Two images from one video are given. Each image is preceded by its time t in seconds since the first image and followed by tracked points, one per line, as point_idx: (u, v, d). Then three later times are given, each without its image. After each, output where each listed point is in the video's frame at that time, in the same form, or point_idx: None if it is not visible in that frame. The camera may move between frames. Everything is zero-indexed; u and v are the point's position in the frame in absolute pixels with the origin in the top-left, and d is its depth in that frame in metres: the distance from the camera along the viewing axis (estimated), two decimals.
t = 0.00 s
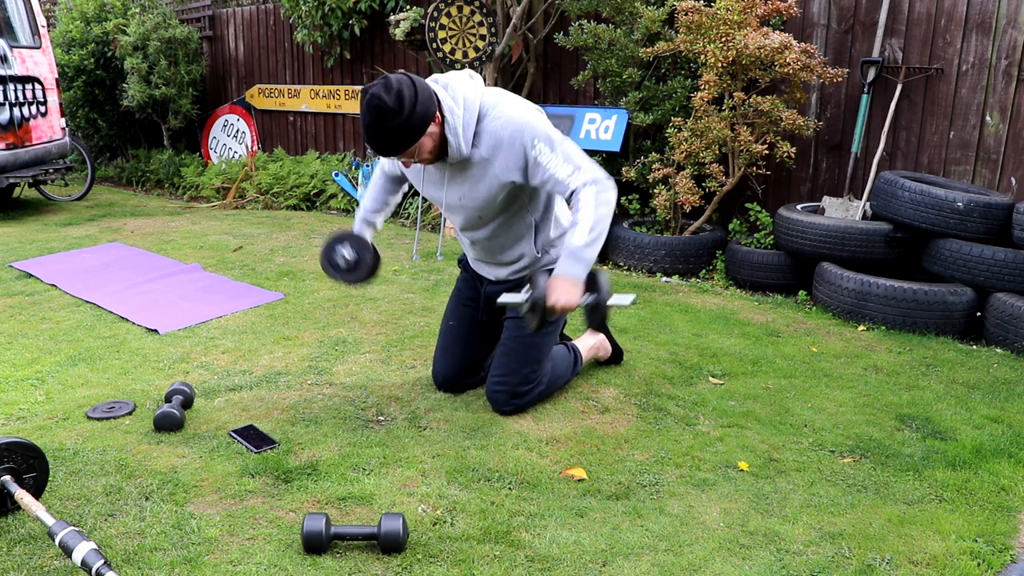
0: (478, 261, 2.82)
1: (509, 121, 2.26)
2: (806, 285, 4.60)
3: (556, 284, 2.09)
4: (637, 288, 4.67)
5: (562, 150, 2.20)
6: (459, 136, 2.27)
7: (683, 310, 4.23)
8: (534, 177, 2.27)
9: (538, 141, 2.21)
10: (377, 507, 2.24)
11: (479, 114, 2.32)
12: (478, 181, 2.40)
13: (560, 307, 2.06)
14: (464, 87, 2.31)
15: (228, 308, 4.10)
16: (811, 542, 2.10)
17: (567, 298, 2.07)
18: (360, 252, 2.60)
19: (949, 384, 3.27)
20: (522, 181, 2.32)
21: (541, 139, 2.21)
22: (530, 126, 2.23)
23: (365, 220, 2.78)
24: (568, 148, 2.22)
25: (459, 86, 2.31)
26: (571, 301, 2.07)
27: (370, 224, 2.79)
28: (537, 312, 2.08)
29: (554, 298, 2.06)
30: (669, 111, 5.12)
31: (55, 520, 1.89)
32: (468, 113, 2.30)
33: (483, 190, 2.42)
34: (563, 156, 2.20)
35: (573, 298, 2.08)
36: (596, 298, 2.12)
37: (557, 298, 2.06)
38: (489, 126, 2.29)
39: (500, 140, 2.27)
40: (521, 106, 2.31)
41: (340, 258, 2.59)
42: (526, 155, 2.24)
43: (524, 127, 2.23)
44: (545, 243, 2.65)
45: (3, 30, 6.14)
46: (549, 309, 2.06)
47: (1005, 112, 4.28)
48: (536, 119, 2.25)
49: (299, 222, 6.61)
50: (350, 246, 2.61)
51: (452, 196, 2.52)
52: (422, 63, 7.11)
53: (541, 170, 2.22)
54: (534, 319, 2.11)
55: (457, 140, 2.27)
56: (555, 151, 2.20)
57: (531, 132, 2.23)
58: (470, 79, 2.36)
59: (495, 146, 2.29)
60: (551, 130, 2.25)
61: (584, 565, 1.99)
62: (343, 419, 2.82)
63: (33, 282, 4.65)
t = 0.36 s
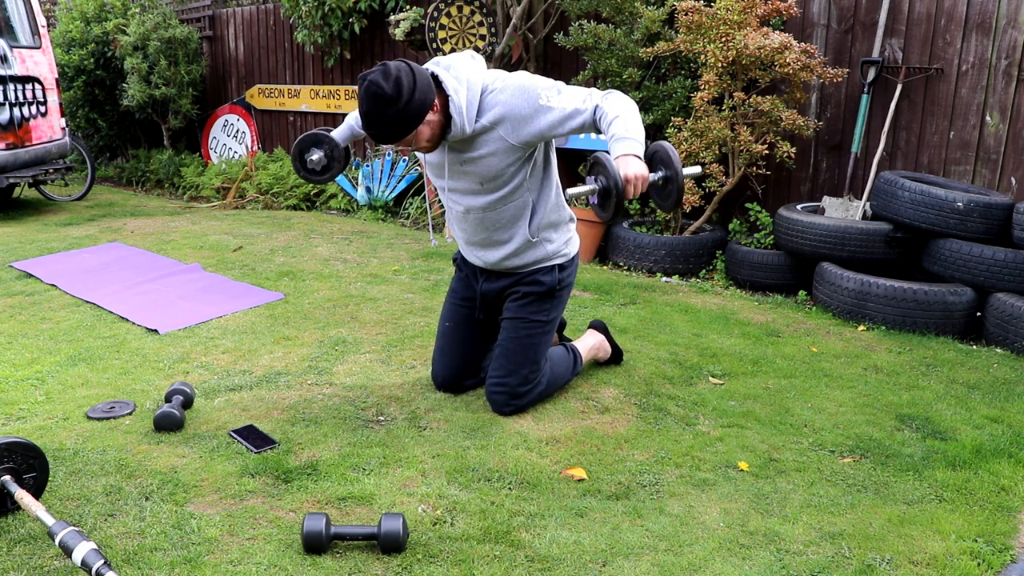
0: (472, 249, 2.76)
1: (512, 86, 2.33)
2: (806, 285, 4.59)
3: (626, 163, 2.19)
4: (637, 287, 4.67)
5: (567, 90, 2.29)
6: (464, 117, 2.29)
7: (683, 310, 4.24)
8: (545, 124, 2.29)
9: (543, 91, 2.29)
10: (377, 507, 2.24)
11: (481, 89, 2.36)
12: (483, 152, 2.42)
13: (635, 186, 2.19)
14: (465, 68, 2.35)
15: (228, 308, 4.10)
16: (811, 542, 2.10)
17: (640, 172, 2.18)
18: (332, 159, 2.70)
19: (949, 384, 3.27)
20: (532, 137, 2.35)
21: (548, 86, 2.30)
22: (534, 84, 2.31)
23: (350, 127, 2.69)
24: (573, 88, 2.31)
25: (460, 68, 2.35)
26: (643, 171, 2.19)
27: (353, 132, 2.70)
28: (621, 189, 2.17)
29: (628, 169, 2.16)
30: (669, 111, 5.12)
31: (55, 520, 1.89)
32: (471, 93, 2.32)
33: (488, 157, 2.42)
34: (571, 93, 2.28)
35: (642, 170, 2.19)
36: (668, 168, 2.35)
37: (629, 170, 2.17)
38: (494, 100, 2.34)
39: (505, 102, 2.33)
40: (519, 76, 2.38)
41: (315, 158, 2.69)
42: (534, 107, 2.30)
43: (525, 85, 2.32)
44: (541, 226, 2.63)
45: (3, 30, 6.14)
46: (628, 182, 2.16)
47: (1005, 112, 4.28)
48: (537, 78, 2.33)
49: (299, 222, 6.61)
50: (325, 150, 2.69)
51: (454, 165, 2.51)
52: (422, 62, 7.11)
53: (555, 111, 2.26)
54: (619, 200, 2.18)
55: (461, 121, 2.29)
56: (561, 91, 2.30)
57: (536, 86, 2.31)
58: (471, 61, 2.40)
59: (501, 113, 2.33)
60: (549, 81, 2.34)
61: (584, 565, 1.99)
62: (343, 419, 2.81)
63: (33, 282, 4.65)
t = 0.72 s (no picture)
0: (481, 263, 2.80)
1: (512, 117, 2.28)
2: (806, 285, 4.59)
3: (562, 290, 2.04)
4: (637, 288, 4.67)
5: (562, 149, 2.21)
6: (464, 134, 2.27)
7: (683, 310, 4.24)
8: (532, 174, 2.28)
9: (538, 140, 2.23)
10: (377, 507, 2.24)
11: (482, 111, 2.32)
12: (484, 179, 2.41)
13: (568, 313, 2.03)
14: (469, 84, 2.32)
15: (228, 308, 4.10)
16: (811, 542, 2.10)
17: (575, 303, 2.02)
18: (352, 257, 2.64)
19: (949, 384, 3.27)
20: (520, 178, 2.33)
21: (542, 138, 2.23)
22: (534, 124, 2.25)
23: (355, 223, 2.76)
24: (573, 150, 2.23)
25: (463, 84, 2.31)
26: (579, 305, 2.02)
27: (360, 228, 2.77)
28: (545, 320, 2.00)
29: (560, 303, 2.01)
30: (669, 111, 5.12)
31: (55, 520, 1.89)
32: (472, 111, 2.30)
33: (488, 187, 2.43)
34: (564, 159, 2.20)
35: (581, 302, 2.03)
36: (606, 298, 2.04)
37: (564, 303, 2.01)
38: (494, 124, 2.30)
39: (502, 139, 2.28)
40: (525, 105, 2.31)
41: (332, 262, 2.63)
42: (526, 151, 2.25)
43: (527, 125, 2.25)
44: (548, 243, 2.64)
45: (3, 30, 6.14)
46: (556, 314, 2.00)
47: (1005, 112, 4.28)
48: (539, 121, 2.26)
49: (299, 222, 6.61)
50: (342, 251, 2.64)
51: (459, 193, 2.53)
52: (422, 63, 7.11)
53: (542, 168, 2.22)
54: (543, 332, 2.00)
55: (461, 139, 2.27)
56: (557, 149, 2.21)
57: (534, 131, 2.24)
58: (474, 78, 2.37)
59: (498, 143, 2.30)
60: (553, 128, 2.26)
61: (584, 565, 1.99)
62: (343, 419, 2.82)
63: (33, 282, 4.65)
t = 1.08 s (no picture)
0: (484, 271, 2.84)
1: (501, 149, 2.28)
2: (806, 285, 4.60)
3: (470, 349, 2.36)
4: (637, 288, 4.67)
5: (530, 202, 2.26)
6: (457, 157, 2.27)
7: (683, 310, 4.24)
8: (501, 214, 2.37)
9: (512, 183, 2.26)
10: (377, 507, 2.25)
11: (476, 135, 2.32)
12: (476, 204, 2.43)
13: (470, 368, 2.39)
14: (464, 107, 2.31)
15: (228, 308, 4.10)
16: (811, 542, 2.10)
17: (478, 364, 2.36)
18: (406, 330, 2.56)
19: (949, 384, 3.27)
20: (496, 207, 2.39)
21: (517, 185, 2.26)
22: (516, 163, 2.26)
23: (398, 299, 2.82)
24: (538, 207, 2.27)
25: (458, 107, 2.32)
26: (480, 369, 2.37)
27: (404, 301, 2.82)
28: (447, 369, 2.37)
29: (464, 361, 2.35)
30: (669, 111, 5.12)
31: (55, 520, 1.89)
32: (466, 134, 2.30)
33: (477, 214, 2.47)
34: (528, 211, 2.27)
35: (482, 366, 2.37)
36: (505, 367, 2.35)
37: (468, 362, 2.36)
38: (484, 149, 2.30)
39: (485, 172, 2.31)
40: (517, 135, 2.31)
41: (388, 342, 2.57)
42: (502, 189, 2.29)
43: (512, 161, 2.26)
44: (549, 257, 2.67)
45: (3, 30, 6.14)
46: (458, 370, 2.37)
47: (1005, 112, 4.28)
48: (524, 161, 2.26)
49: (299, 222, 6.61)
50: (396, 327, 2.57)
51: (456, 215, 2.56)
52: (422, 63, 7.11)
53: (506, 213, 2.30)
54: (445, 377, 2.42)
55: (454, 162, 2.27)
56: (526, 200, 2.26)
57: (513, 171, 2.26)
58: (469, 101, 2.37)
59: (486, 170, 2.31)
60: (535, 172, 2.27)
61: (584, 565, 1.99)
62: (343, 419, 2.82)
63: (33, 282, 4.65)
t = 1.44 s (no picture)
0: (481, 266, 2.83)
1: (500, 136, 2.26)
2: (806, 285, 4.60)
3: (499, 325, 2.27)
4: (637, 288, 4.67)
5: (540, 184, 2.23)
6: (454, 149, 2.28)
7: (683, 310, 4.23)
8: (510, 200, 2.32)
9: (519, 167, 2.23)
10: (377, 507, 2.24)
11: (474, 126, 2.31)
12: (473, 194, 2.41)
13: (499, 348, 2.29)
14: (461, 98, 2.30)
15: (228, 308, 4.10)
16: (811, 542, 2.10)
17: (507, 343, 2.27)
18: (388, 300, 2.50)
19: (949, 384, 3.27)
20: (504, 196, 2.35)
21: (523, 168, 2.22)
22: (518, 147, 2.23)
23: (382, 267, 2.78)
24: (548, 184, 2.23)
25: (455, 99, 2.31)
26: (509, 347, 2.28)
27: (387, 270, 2.79)
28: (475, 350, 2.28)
29: (492, 341, 2.26)
30: (669, 111, 5.12)
31: (55, 520, 1.89)
32: (463, 125, 2.29)
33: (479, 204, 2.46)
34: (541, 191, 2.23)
35: (512, 343, 2.28)
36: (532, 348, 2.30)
37: (497, 342, 2.27)
38: (483, 139, 2.29)
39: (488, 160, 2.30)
40: (515, 121, 2.29)
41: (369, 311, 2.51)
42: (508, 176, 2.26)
43: (515, 146, 2.23)
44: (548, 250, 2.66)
45: (3, 30, 6.14)
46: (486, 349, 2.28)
47: (1005, 112, 4.28)
48: (526, 146, 2.23)
49: (299, 222, 6.61)
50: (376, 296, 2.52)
51: (454, 206, 2.54)
52: (422, 63, 7.11)
53: (518, 199, 2.25)
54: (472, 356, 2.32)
55: (452, 154, 2.28)
56: (537, 181, 2.22)
57: (517, 155, 2.23)
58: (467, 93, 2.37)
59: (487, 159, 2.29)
60: (539, 153, 2.25)
61: (584, 565, 1.99)
62: (343, 419, 2.82)
63: (33, 282, 4.65)
